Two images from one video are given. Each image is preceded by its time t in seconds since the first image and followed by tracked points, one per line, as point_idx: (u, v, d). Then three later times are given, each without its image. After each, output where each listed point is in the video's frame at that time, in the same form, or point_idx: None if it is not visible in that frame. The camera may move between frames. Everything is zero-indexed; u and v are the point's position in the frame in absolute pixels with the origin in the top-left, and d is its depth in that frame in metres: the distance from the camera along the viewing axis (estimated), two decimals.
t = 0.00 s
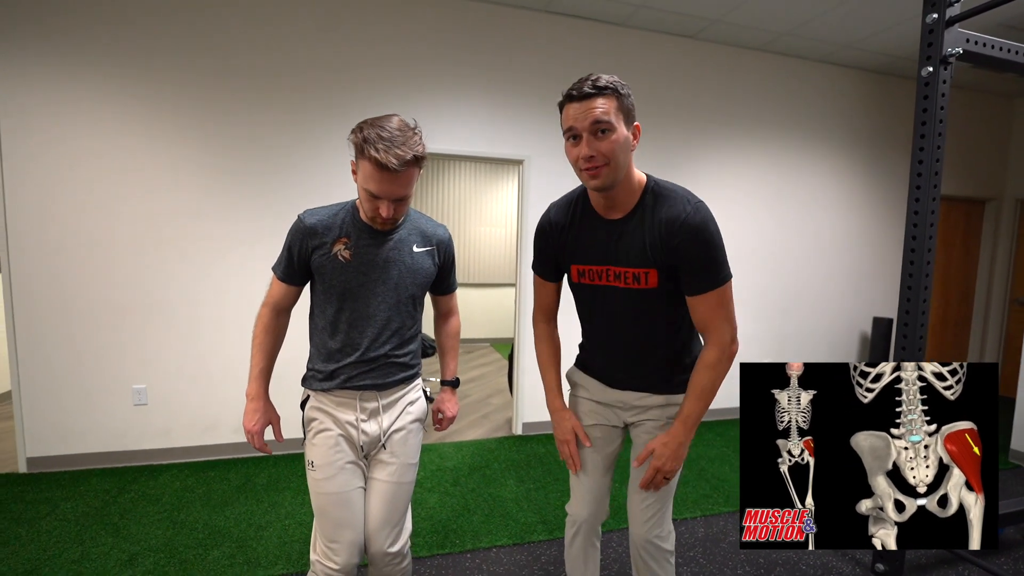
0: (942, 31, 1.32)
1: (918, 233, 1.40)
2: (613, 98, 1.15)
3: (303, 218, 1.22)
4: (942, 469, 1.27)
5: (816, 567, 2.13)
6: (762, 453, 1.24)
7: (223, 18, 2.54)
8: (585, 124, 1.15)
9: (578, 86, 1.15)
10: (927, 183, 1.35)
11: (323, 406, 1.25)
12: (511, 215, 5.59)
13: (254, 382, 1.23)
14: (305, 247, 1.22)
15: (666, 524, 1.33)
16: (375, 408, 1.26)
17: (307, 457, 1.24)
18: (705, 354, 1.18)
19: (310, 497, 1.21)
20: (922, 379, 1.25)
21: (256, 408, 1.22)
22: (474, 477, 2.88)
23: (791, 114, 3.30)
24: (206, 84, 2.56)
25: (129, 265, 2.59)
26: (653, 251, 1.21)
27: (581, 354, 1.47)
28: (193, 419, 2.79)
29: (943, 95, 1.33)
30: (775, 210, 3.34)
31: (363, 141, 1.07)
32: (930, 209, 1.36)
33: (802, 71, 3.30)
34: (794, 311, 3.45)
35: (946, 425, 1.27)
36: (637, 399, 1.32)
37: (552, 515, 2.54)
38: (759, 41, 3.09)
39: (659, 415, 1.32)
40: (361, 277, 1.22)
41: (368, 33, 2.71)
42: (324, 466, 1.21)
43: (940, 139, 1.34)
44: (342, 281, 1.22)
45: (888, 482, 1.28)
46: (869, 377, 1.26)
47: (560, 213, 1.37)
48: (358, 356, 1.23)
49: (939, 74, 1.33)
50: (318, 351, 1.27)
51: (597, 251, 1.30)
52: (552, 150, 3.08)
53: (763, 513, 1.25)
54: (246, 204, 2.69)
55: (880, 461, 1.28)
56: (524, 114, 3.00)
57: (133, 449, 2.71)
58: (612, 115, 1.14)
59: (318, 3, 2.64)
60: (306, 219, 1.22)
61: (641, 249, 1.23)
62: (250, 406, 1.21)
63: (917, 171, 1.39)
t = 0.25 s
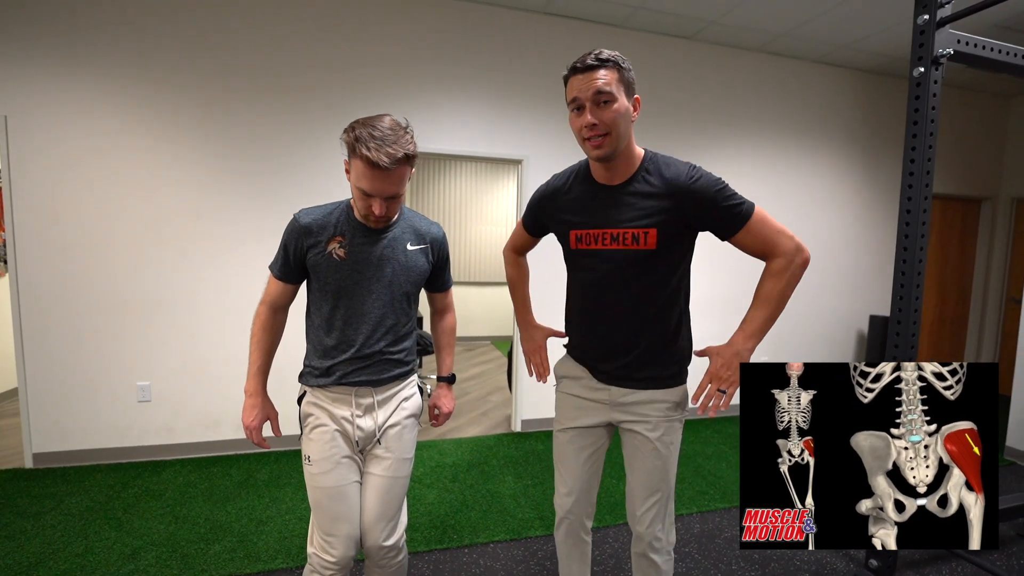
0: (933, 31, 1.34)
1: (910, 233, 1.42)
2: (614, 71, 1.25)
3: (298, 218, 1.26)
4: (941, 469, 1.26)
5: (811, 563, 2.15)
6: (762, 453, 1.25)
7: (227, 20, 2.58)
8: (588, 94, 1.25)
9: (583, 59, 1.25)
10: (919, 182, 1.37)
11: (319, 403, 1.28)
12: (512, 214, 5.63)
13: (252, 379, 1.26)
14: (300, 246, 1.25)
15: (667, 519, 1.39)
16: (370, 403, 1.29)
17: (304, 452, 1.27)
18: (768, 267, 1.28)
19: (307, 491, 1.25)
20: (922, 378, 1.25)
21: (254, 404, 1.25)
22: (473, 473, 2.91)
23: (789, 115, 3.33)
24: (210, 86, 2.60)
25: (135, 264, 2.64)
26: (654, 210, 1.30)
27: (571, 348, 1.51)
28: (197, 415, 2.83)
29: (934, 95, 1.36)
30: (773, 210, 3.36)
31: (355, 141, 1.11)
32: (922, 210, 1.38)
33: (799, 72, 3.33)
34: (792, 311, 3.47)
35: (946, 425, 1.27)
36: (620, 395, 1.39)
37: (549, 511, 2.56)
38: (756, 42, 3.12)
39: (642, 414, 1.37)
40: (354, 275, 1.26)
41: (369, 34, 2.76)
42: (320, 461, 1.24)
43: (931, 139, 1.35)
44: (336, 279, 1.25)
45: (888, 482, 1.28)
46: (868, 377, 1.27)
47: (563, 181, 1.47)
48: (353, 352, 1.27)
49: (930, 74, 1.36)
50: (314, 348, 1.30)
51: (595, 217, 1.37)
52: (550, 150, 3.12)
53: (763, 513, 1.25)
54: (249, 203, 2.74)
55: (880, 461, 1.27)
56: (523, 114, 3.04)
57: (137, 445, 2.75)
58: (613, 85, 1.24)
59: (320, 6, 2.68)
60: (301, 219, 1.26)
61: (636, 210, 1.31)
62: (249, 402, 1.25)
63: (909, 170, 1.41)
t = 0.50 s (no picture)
0: (928, 34, 1.36)
1: (906, 234, 1.43)
2: (612, 71, 1.27)
3: (295, 219, 1.28)
4: (942, 469, 1.29)
5: (808, 564, 2.16)
6: (763, 454, 1.29)
7: (231, 27, 2.63)
8: (587, 94, 1.27)
9: (583, 60, 1.27)
10: (915, 184, 1.38)
11: (316, 403, 1.30)
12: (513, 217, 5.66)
13: (249, 381, 1.29)
14: (298, 246, 1.28)
15: (662, 524, 1.40)
16: (367, 403, 1.31)
17: (301, 452, 1.30)
18: (751, 265, 1.32)
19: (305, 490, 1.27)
20: (922, 379, 1.27)
21: (252, 404, 1.28)
22: (473, 473, 2.92)
23: (787, 117, 3.34)
24: (214, 91, 2.65)
25: (140, 266, 2.68)
26: (649, 207, 1.32)
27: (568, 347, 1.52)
28: (200, 416, 2.86)
29: (930, 97, 1.37)
30: (772, 211, 3.37)
31: (352, 140, 1.13)
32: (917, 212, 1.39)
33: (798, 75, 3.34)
34: (791, 313, 3.48)
35: (946, 425, 1.28)
36: (612, 398, 1.40)
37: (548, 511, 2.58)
38: (754, 45, 3.14)
39: (634, 416, 1.38)
40: (351, 274, 1.28)
41: (369, 39, 2.79)
42: (317, 460, 1.26)
43: (926, 143, 1.37)
44: (333, 278, 1.28)
45: (888, 482, 1.30)
46: (868, 377, 1.29)
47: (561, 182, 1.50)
48: (349, 351, 1.29)
49: (926, 76, 1.37)
50: (312, 346, 1.33)
51: (590, 215, 1.39)
52: (549, 153, 3.14)
53: (762, 513, 1.29)
54: (252, 207, 2.78)
55: (880, 461, 1.30)
56: (522, 117, 3.07)
57: (142, 445, 2.79)
58: (612, 86, 1.26)
59: (321, 11, 2.72)
60: (299, 219, 1.28)
61: (629, 208, 1.33)
62: (247, 402, 1.27)
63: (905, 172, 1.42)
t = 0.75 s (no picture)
0: (924, 35, 1.37)
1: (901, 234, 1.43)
2: (607, 75, 1.30)
3: (293, 210, 1.31)
4: (940, 469, 1.31)
5: (804, 561, 2.18)
6: (762, 457, 1.32)
7: (234, 29, 2.66)
8: (582, 95, 1.29)
9: (578, 63, 1.30)
10: (910, 184, 1.38)
11: (316, 394, 1.33)
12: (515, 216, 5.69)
13: (246, 370, 1.32)
14: (296, 236, 1.31)
15: (647, 518, 1.43)
16: (366, 396, 1.33)
17: (300, 442, 1.33)
18: (740, 270, 1.35)
19: (302, 479, 1.30)
20: (909, 383, 1.29)
21: (248, 393, 1.31)
22: (473, 471, 2.95)
23: (787, 118, 3.35)
24: (218, 93, 2.68)
25: (145, 266, 2.72)
26: (642, 209, 1.34)
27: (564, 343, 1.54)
28: (204, 413, 2.90)
29: (925, 97, 1.39)
30: (770, 211, 3.39)
31: (348, 125, 1.17)
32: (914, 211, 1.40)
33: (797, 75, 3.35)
34: (791, 313, 3.49)
35: (939, 425, 1.30)
36: (606, 396, 1.42)
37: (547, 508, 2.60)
38: (753, 46, 3.15)
39: (626, 413, 1.41)
40: (349, 263, 1.31)
41: (370, 41, 2.82)
42: (315, 451, 1.29)
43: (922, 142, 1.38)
44: (331, 267, 1.31)
45: (888, 489, 1.32)
46: (855, 384, 1.32)
47: (556, 184, 1.52)
48: (348, 339, 1.31)
49: (921, 77, 1.39)
50: (312, 335, 1.35)
51: (584, 217, 1.42)
52: (549, 153, 3.17)
53: (762, 514, 1.31)
54: (255, 207, 2.82)
55: (877, 469, 1.32)
56: (522, 118, 3.09)
57: (146, 442, 2.83)
58: (607, 89, 1.29)
59: (323, 13, 2.75)
60: (296, 210, 1.31)
61: (624, 209, 1.35)
62: (245, 391, 1.31)
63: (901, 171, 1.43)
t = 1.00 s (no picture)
0: (922, 36, 1.38)
1: (900, 234, 1.45)
2: (597, 83, 1.32)
3: (294, 202, 1.34)
4: (941, 469, 1.32)
5: (803, 561, 2.18)
6: (764, 458, 1.33)
7: (239, 31, 2.69)
8: (573, 105, 1.31)
9: (567, 73, 1.32)
10: (909, 185, 1.40)
11: (317, 387, 1.33)
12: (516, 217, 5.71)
13: (247, 359, 1.34)
14: (298, 228, 1.34)
15: (640, 517, 1.44)
16: (368, 390, 1.34)
17: (299, 432, 1.34)
18: (734, 272, 1.37)
19: (300, 469, 1.32)
20: (911, 382, 1.31)
21: (251, 382, 1.33)
22: (473, 470, 2.97)
23: (787, 119, 3.37)
24: (223, 94, 2.71)
25: (150, 265, 2.75)
26: (637, 214, 1.36)
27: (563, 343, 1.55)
28: (207, 412, 2.93)
29: (923, 98, 1.40)
30: (771, 212, 3.39)
31: (344, 115, 1.19)
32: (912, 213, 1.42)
33: (797, 76, 3.37)
34: (790, 314, 3.50)
35: (940, 425, 1.32)
36: (604, 396, 1.43)
37: (546, 506, 2.61)
38: (754, 47, 3.17)
39: (623, 411, 1.42)
40: (349, 252, 1.33)
41: (373, 41, 2.85)
42: (315, 443, 1.31)
43: (920, 144, 1.39)
44: (331, 256, 1.33)
45: (888, 488, 1.33)
46: (858, 382, 1.34)
47: (552, 189, 1.53)
48: (350, 328, 1.32)
49: (919, 79, 1.40)
50: (314, 326, 1.37)
51: (581, 222, 1.43)
52: (550, 154, 3.19)
53: (763, 514, 1.32)
54: (259, 207, 2.85)
55: (878, 468, 1.33)
56: (523, 119, 3.11)
57: (151, 440, 2.86)
58: (597, 97, 1.31)
59: (326, 14, 2.78)
60: (297, 202, 1.34)
61: (619, 214, 1.37)
62: (246, 380, 1.33)
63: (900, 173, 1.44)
